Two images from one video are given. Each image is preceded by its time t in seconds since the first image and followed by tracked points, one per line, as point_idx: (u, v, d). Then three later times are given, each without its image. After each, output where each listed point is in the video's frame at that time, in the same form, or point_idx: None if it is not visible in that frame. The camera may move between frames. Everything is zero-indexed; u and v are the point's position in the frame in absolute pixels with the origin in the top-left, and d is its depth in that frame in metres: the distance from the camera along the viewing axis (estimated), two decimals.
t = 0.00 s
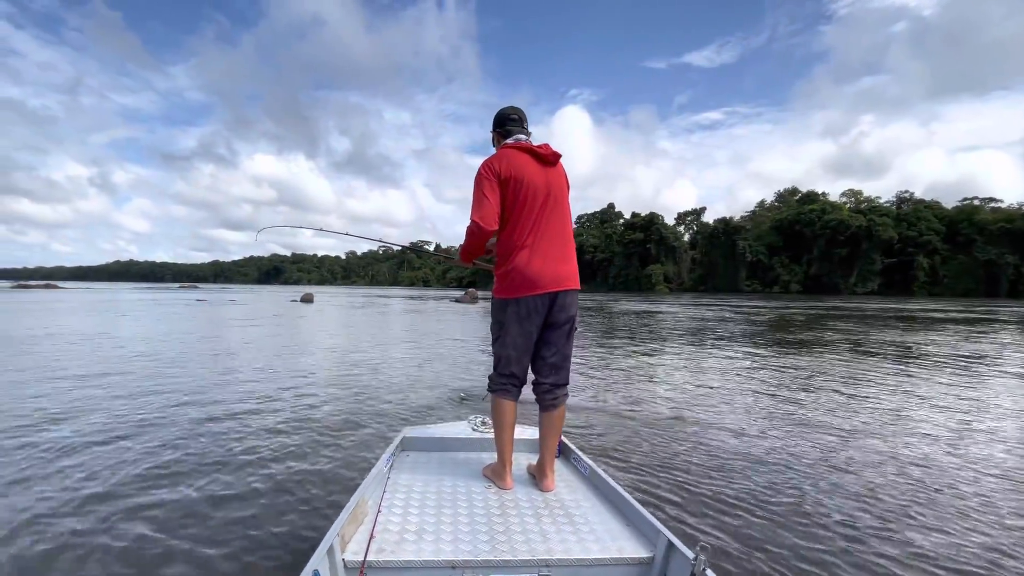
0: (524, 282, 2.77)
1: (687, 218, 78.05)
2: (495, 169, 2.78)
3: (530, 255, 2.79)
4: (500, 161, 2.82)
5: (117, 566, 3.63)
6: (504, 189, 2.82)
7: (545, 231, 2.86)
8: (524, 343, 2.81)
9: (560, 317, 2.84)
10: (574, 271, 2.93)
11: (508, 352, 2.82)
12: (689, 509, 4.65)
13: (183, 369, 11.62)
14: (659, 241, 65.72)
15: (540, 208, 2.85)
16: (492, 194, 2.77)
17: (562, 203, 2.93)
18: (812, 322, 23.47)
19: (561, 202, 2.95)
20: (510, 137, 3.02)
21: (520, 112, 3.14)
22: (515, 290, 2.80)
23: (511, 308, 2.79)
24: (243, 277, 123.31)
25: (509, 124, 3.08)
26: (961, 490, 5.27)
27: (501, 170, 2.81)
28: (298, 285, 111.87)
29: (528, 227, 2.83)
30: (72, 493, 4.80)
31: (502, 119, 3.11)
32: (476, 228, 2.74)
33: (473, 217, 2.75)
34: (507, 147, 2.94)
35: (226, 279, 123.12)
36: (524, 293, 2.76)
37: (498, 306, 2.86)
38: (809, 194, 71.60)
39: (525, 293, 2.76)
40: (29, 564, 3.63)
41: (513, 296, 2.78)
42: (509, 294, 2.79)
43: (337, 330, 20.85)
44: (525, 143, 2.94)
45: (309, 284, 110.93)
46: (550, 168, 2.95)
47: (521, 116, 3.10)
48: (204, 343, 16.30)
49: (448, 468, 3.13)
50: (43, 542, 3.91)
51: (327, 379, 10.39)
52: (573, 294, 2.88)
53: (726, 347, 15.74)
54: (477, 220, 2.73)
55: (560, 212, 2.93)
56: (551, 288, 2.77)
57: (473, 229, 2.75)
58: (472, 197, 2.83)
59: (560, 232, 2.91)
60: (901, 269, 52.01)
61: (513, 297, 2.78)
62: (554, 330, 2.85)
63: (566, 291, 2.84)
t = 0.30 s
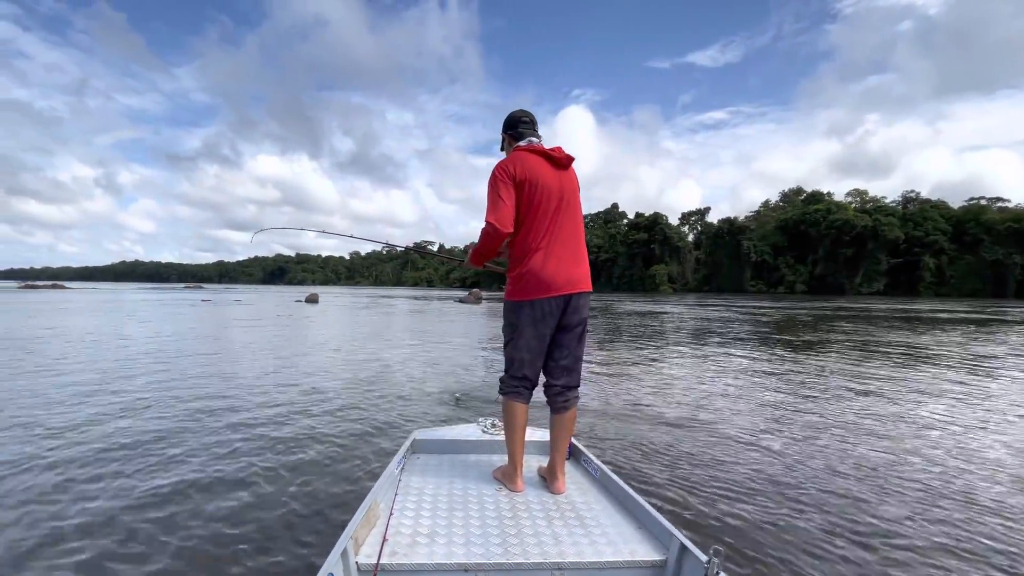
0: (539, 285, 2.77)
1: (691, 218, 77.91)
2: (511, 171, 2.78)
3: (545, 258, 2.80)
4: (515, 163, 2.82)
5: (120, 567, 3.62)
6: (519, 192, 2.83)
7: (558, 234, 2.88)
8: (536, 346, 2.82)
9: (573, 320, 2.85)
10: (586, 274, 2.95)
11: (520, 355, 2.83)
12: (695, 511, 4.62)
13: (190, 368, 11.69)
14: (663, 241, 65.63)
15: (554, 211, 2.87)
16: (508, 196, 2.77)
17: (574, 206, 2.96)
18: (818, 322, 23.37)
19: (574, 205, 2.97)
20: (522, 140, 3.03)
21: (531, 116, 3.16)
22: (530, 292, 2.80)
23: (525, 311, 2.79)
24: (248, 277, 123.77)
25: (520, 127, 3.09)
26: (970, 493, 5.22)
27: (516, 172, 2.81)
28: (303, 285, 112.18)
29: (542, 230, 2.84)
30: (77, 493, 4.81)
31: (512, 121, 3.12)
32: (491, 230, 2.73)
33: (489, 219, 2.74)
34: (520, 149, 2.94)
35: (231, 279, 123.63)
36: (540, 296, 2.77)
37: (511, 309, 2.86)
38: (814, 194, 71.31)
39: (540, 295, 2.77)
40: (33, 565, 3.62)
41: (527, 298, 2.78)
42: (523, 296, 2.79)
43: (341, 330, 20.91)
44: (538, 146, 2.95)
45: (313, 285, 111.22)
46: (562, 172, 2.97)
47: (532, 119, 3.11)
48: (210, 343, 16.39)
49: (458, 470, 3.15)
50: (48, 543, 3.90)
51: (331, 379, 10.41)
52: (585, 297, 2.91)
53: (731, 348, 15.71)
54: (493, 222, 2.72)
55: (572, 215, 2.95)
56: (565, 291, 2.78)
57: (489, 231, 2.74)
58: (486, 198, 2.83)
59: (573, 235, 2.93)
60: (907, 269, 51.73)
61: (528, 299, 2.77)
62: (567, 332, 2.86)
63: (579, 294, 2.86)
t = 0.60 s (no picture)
0: (556, 287, 2.78)
1: (697, 218, 77.74)
2: (531, 173, 2.80)
3: (563, 260, 2.81)
4: (534, 165, 2.84)
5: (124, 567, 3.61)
6: (538, 194, 2.84)
7: (576, 236, 2.90)
8: (551, 346, 2.83)
9: (589, 322, 2.87)
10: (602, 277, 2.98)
11: (536, 355, 2.84)
12: (702, 511, 4.63)
13: (198, 368, 11.80)
14: (668, 242, 65.48)
15: (572, 213, 2.89)
16: (527, 198, 2.79)
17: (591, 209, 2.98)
18: (825, 323, 23.26)
19: (591, 208, 3.00)
20: (540, 142, 3.06)
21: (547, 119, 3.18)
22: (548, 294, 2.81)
23: (542, 312, 2.80)
24: (254, 278, 124.42)
25: (537, 130, 3.11)
26: (982, 496, 5.14)
27: (536, 174, 2.83)
28: (309, 285, 112.64)
29: (560, 233, 2.86)
30: (83, 493, 4.81)
31: (528, 124, 3.14)
32: (511, 231, 2.74)
33: (508, 219, 2.74)
34: (539, 152, 2.96)
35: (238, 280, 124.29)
36: (558, 298, 2.78)
37: (527, 310, 2.87)
38: (821, 194, 70.97)
39: (558, 297, 2.78)
40: (37, 565, 3.62)
41: (546, 299, 2.79)
42: (540, 297, 2.80)
43: (348, 331, 21.01)
44: (556, 149, 2.98)
45: (319, 285, 111.61)
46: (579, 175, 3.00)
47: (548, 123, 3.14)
48: (218, 343, 16.52)
49: (470, 470, 3.16)
50: (54, 542, 3.90)
51: (337, 380, 10.42)
52: (601, 299, 2.93)
53: (738, 349, 15.68)
54: (512, 223, 2.73)
55: (589, 218, 2.97)
56: (583, 293, 2.80)
57: (509, 232, 2.74)
58: (505, 199, 2.84)
59: (589, 238, 2.95)
60: (916, 269, 51.34)
61: (545, 301, 2.79)
62: (582, 333, 2.88)
63: (596, 296, 2.88)
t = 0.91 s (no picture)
0: (573, 289, 2.79)
1: (705, 218, 77.44)
2: (551, 175, 2.81)
3: (580, 263, 2.83)
4: (554, 166, 2.86)
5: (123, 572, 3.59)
6: (557, 196, 2.86)
7: (593, 239, 2.92)
8: (564, 348, 2.83)
9: (602, 325, 2.89)
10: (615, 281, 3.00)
11: (548, 357, 2.84)
12: (710, 512, 4.63)
13: (208, 368, 11.90)
14: (676, 241, 65.26)
15: (589, 216, 2.91)
16: (546, 200, 2.80)
17: (606, 213, 3.01)
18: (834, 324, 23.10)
19: (606, 212, 3.03)
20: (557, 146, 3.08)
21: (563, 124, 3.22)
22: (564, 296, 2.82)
23: (557, 314, 2.81)
24: (263, 278, 125.16)
25: (553, 133, 3.14)
26: (996, 502, 5.04)
27: (555, 176, 2.85)
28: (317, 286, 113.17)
29: (577, 235, 2.88)
30: (94, 493, 4.86)
31: (545, 128, 3.16)
32: (530, 232, 2.74)
33: (527, 220, 2.75)
34: (557, 155, 2.98)
35: (246, 280, 125.06)
36: (574, 300, 2.79)
37: (542, 312, 2.87)
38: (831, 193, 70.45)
39: (574, 300, 2.79)
40: (36, 570, 3.60)
41: (562, 301, 2.79)
42: (557, 299, 2.80)
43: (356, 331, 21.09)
44: (574, 153, 3.01)
45: (327, 286, 112.09)
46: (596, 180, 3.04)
47: (565, 128, 3.17)
48: (227, 343, 16.63)
49: (482, 470, 3.18)
50: (54, 546, 3.89)
51: (341, 381, 10.42)
52: (615, 303, 2.95)
53: (746, 349, 15.63)
54: (531, 225, 2.73)
55: (604, 222, 3.00)
56: (598, 296, 2.82)
57: (528, 233, 2.74)
58: (523, 200, 2.84)
59: (605, 242, 2.98)
60: (927, 269, 50.82)
61: (561, 303, 2.79)
62: (595, 336, 2.89)
63: (610, 300, 2.90)
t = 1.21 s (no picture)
0: (586, 291, 2.80)
1: (713, 218, 77.08)
2: (563, 177, 2.82)
3: (592, 265, 2.84)
4: (565, 169, 2.87)
5: (128, 572, 3.60)
6: (568, 198, 2.87)
7: (604, 241, 2.93)
8: (576, 350, 2.85)
9: (614, 326, 2.91)
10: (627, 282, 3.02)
11: (561, 358, 2.85)
12: (720, 514, 4.63)
13: (219, 368, 11.99)
14: (685, 241, 64.98)
15: (600, 218, 2.92)
16: (558, 202, 2.81)
17: (616, 214, 3.03)
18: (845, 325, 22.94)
19: (616, 214, 3.04)
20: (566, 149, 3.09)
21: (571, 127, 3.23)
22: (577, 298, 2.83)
23: (570, 316, 2.82)
24: (273, 278, 126.02)
25: (561, 136, 3.16)
26: (1011, 507, 4.95)
27: (566, 179, 2.86)
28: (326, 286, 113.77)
29: (588, 237, 2.89)
30: (110, 492, 4.93)
31: (554, 131, 3.18)
32: (543, 234, 2.75)
33: (540, 222, 2.76)
34: (567, 157, 3.00)
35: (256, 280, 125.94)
36: (587, 302, 2.80)
37: (555, 314, 2.87)
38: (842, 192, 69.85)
39: (587, 302, 2.80)
40: (55, 566, 3.67)
41: (575, 303, 2.81)
42: (570, 301, 2.81)
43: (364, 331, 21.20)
44: (583, 156, 3.02)
45: (336, 287, 112.64)
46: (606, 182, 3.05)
47: (573, 131, 3.19)
48: (237, 343, 16.76)
49: (496, 469, 3.20)
50: (60, 545, 3.91)
51: (349, 381, 10.45)
52: (627, 305, 2.97)
53: (756, 351, 15.56)
54: (544, 227, 2.74)
55: (615, 224, 3.02)
56: (611, 298, 2.83)
57: (541, 236, 2.75)
58: (535, 203, 2.85)
59: (616, 243, 2.99)
60: (940, 269, 50.25)
61: (574, 305, 2.80)
62: (607, 337, 2.91)
63: (621, 301, 2.92)
